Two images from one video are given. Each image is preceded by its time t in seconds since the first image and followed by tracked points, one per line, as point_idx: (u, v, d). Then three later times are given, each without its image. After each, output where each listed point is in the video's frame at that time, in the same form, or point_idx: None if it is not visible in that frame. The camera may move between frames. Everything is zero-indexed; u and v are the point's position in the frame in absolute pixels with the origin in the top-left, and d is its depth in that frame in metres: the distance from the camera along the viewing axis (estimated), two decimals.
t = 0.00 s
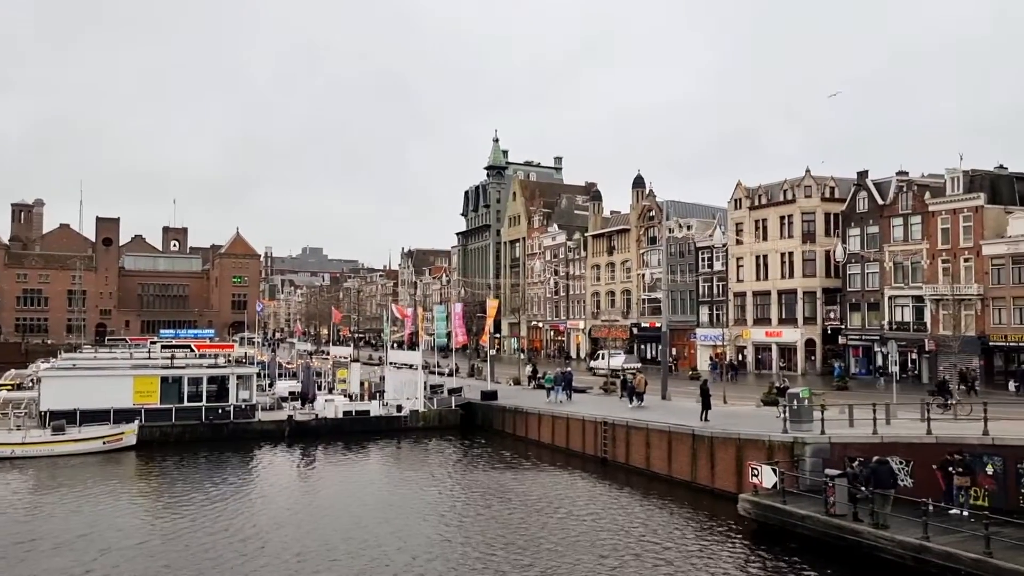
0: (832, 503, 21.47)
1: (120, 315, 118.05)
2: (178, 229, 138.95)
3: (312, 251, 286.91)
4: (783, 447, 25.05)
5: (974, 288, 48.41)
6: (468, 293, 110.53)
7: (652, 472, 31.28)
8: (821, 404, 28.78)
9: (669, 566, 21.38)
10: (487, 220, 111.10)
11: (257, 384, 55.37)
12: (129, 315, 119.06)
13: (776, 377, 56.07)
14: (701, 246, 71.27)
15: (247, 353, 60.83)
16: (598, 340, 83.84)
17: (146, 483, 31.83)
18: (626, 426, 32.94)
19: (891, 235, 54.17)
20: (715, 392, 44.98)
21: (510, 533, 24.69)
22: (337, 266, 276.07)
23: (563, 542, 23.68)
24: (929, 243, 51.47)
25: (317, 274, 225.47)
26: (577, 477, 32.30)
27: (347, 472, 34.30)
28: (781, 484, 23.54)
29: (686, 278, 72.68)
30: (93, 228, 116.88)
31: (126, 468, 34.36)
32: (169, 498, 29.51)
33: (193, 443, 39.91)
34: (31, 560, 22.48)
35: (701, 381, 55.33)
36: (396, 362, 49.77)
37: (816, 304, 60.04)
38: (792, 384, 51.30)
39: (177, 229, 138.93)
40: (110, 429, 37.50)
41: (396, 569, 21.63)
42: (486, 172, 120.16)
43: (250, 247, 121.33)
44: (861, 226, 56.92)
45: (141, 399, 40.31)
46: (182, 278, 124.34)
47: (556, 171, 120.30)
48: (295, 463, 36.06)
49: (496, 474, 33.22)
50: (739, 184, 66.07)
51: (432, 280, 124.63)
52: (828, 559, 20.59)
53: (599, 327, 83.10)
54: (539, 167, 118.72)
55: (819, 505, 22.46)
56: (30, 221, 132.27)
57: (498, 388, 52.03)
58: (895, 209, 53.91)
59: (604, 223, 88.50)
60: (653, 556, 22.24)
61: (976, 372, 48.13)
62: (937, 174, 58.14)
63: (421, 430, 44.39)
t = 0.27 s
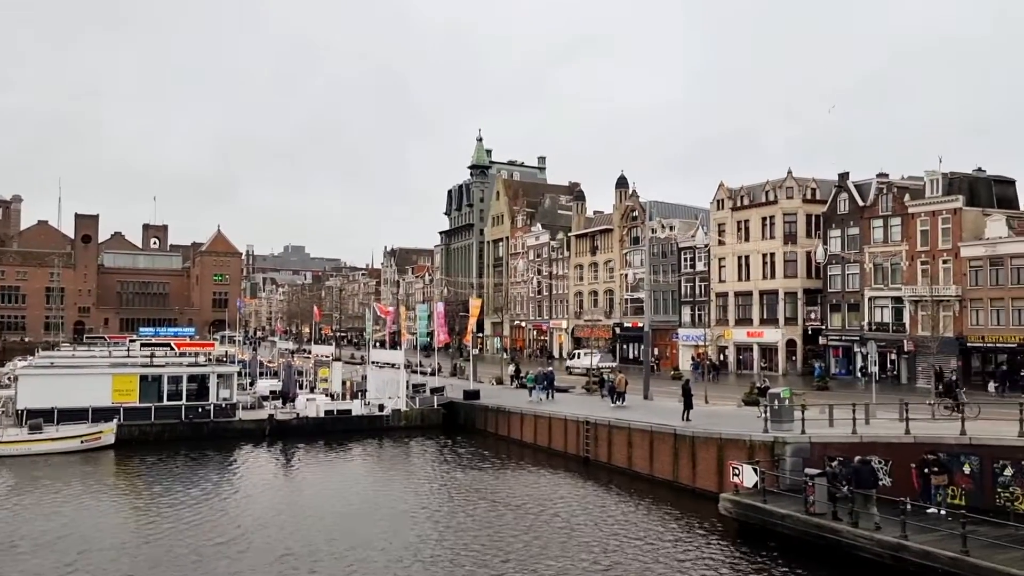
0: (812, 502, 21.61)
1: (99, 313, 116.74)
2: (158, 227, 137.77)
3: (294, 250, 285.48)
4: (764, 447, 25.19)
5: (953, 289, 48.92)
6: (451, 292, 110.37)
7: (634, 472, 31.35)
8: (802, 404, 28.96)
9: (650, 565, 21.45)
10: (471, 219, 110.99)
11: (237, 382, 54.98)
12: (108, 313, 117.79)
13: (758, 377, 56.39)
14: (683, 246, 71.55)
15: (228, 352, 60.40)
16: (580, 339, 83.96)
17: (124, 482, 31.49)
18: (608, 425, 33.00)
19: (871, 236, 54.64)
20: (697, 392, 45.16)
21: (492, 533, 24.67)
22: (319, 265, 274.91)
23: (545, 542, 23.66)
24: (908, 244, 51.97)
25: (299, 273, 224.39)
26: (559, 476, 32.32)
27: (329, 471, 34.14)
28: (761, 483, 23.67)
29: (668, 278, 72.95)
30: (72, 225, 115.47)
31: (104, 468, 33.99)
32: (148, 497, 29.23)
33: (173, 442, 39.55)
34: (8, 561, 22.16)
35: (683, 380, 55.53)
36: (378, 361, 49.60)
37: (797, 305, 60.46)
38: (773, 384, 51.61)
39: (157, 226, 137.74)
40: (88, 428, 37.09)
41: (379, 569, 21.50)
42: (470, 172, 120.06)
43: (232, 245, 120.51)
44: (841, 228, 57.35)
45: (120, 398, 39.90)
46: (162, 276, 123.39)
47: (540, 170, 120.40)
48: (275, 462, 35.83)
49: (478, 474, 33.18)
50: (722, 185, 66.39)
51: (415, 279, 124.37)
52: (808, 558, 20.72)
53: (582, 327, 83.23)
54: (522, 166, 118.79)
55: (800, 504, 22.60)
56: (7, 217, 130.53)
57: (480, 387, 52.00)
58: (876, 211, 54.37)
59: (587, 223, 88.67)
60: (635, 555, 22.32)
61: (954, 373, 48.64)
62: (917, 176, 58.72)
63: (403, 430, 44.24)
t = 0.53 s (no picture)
0: (794, 501, 21.74)
1: (79, 311, 115.43)
2: (140, 224, 136.62)
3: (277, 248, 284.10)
4: (747, 446, 25.31)
5: (933, 289, 49.35)
6: (435, 291, 110.21)
7: (617, 471, 31.41)
8: (784, 403, 29.11)
9: (635, 563, 21.52)
10: (455, 218, 110.87)
11: (219, 381, 54.60)
12: (89, 311, 116.54)
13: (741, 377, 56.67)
14: (667, 246, 71.79)
15: (210, 350, 59.98)
16: (564, 339, 84.06)
17: (104, 481, 31.15)
18: (592, 425, 33.03)
19: (853, 237, 55.05)
20: (681, 391, 45.28)
21: (476, 532, 24.65)
22: (302, 264, 273.78)
23: (530, 541, 23.61)
24: (890, 245, 52.40)
25: (282, 271, 223.30)
26: (543, 475, 32.34)
27: (312, 470, 34.00)
28: (744, 482, 23.77)
29: (652, 278, 73.18)
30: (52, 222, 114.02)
31: (85, 467, 33.65)
32: (130, 497, 28.96)
33: (154, 441, 39.22)
34: None
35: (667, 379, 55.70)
36: (362, 360, 49.37)
37: (780, 305, 60.82)
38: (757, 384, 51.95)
39: (139, 224, 136.57)
40: (67, 426, 36.68)
41: (365, 570, 21.34)
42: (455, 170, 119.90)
43: (214, 242, 119.67)
44: (824, 229, 57.74)
45: (100, 396, 39.52)
46: (144, 274, 122.52)
47: (524, 170, 120.43)
48: (257, 462, 35.61)
49: (462, 473, 33.12)
50: (706, 185, 66.65)
51: (399, 278, 124.05)
52: (790, 557, 20.83)
53: (566, 326, 83.31)
54: (507, 165, 118.81)
55: (782, 503, 22.71)
56: None
57: (464, 386, 51.92)
58: (858, 212, 54.78)
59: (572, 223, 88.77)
60: (619, 553, 22.40)
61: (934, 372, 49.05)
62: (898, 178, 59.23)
63: (387, 429, 44.09)
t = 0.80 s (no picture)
0: (782, 500, 21.83)
1: (65, 309, 114.46)
2: (127, 222, 135.76)
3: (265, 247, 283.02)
4: (735, 445, 25.43)
5: (920, 289, 49.70)
6: (424, 290, 110.06)
7: (606, 470, 31.48)
8: (772, 402, 29.28)
9: (624, 562, 21.59)
10: (444, 217, 110.76)
11: (207, 380, 54.37)
12: (75, 310, 115.61)
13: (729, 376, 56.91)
14: (656, 246, 71.99)
15: (197, 349, 59.72)
16: (553, 338, 84.16)
17: (91, 481, 30.95)
18: (581, 424, 33.09)
19: (841, 237, 55.37)
20: (669, 390, 45.44)
21: (466, 531, 24.67)
22: (290, 262, 272.86)
23: (519, 541, 23.61)
24: (878, 245, 52.72)
25: (270, 270, 222.56)
26: (533, 475, 32.36)
27: (301, 469, 33.91)
28: (732, 481, 23.85)
29: (641, 277, 73.36)
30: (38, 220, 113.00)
31: (71, 466, 33.44)
32: (118, 496, 28.80)
33: (141, 440, 39.03)
34: None
35: (655, 379, 55.85)
36: (350, 359, 49.27)
37: (769, 305, 61.08)
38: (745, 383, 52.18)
39: (126, 222, 135.69)
40: (54, 426, 36.44)
41: (355, 569, 21.26)
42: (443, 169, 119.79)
43: (202, 241, 119.11)
44: (812, 229, 58.02)
45: (87, 395, 39.31)
46: (131, 273, 121.80)
47: (513, 169, 120.47)
48: (246, 461, 35.48)
49: (451, 472, 33.12)
50: (695, 185, 66.84)
51: (387, 276, 123.82)
52: (779, 556, 20.90)
53: (555, 326, 83.40)
54: (496, 165, 118.79)
55: (770, 502, 22.79)
56: None
57: (453, 385, 51.91)
58: (846, 212, 55.09)
59: (561, 222, 88.86)
60: (608, 552, 22.46)
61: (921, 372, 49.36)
62: (885, 178, 59.62)
63: (376, 428, 44.02)
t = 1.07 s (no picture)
0: (771, 498, 21.87)
1: (54, 307, 113.60)
2: (116, 220, 134.98)
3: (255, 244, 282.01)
4: (726, 444, 25.49)
5: (909, 288, 49.95)
6: (415, 289, 109.90)
7: (597, 468, 31.52)
8: (762, 401, 29.38)
9: (615, 560, 21.62)
10: (436, 216, 110.64)
11: (197, 379, 54.15)
12: (64, 307, 114.78)
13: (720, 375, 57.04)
14: (647, 245, 72.10)
15: (187, 347, 59.48)
16: (544, 337, 84.22)
17: (79, 480, 30.75)
18: (572, 422, 33.11)
19: (831, 236, 55.58)
20: (659, 389, 45.52)
21: (457, 529, 24.66)
22: (281, 260, 272.01)
23: (510, 540, 23.56)
24: (868, 245, 52.96)
25: (261, 268, 221.75)
26: (523, 473, 32.36)
27: (291, 468, 33.82)
28: (723, 480, 23.88)
29: (632, 276, 73.47)
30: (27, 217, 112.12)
31: (60, 465, 33.25)
32: (107, 495, 28.66)
33: (130, 439, 38.86)
34: None
35: (646, 378, 55.93)
36: (341, 357, 49.15)
37: (759, 303, 61.26)
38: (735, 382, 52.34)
39: (116, 219, 134.91)
40: (42, 424, 36.23)
41: (346, 569, 21.15)
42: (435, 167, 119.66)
43: (192, 239, 118.72)
44: (802, 228, 58.23)
45: (76, 393, 39.09)
46: (121, 271, 121.16)
47: (505, 167, 120.46)
48: (236, 459, 35.35)
49: (441, 470, 33.10)
50: (686, 184, 66.97)
51: (379, 275, 123.60)
52: (768, 554, 20.98)
53: (546, 324, 83.44)
54: (488, 163, 118.74)
55: (759, 500, 22.88)
56: None
57: (445, 384, 51.86)
58: (836, 211, 55.31)
59: (552, 221, 88.90)
60: (599, 550, 22.50)
61: (910, 371, 49.58)
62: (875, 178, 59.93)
63: (367, 426, 43.95)
